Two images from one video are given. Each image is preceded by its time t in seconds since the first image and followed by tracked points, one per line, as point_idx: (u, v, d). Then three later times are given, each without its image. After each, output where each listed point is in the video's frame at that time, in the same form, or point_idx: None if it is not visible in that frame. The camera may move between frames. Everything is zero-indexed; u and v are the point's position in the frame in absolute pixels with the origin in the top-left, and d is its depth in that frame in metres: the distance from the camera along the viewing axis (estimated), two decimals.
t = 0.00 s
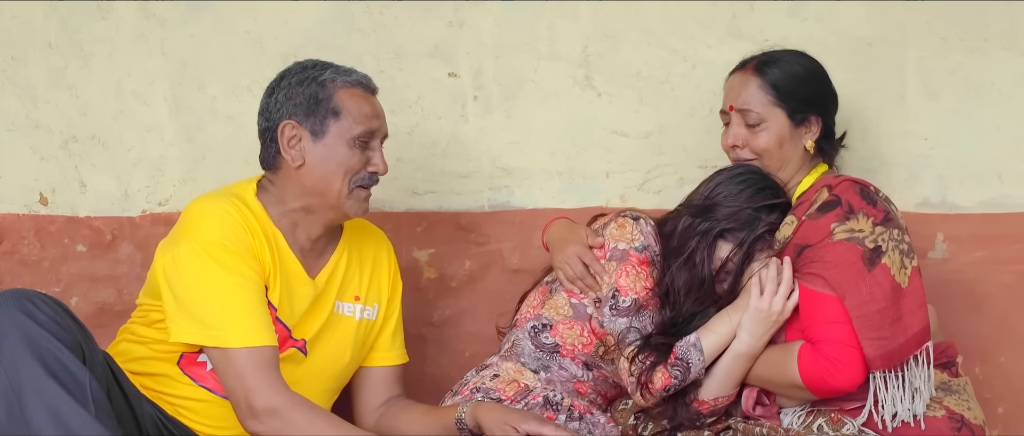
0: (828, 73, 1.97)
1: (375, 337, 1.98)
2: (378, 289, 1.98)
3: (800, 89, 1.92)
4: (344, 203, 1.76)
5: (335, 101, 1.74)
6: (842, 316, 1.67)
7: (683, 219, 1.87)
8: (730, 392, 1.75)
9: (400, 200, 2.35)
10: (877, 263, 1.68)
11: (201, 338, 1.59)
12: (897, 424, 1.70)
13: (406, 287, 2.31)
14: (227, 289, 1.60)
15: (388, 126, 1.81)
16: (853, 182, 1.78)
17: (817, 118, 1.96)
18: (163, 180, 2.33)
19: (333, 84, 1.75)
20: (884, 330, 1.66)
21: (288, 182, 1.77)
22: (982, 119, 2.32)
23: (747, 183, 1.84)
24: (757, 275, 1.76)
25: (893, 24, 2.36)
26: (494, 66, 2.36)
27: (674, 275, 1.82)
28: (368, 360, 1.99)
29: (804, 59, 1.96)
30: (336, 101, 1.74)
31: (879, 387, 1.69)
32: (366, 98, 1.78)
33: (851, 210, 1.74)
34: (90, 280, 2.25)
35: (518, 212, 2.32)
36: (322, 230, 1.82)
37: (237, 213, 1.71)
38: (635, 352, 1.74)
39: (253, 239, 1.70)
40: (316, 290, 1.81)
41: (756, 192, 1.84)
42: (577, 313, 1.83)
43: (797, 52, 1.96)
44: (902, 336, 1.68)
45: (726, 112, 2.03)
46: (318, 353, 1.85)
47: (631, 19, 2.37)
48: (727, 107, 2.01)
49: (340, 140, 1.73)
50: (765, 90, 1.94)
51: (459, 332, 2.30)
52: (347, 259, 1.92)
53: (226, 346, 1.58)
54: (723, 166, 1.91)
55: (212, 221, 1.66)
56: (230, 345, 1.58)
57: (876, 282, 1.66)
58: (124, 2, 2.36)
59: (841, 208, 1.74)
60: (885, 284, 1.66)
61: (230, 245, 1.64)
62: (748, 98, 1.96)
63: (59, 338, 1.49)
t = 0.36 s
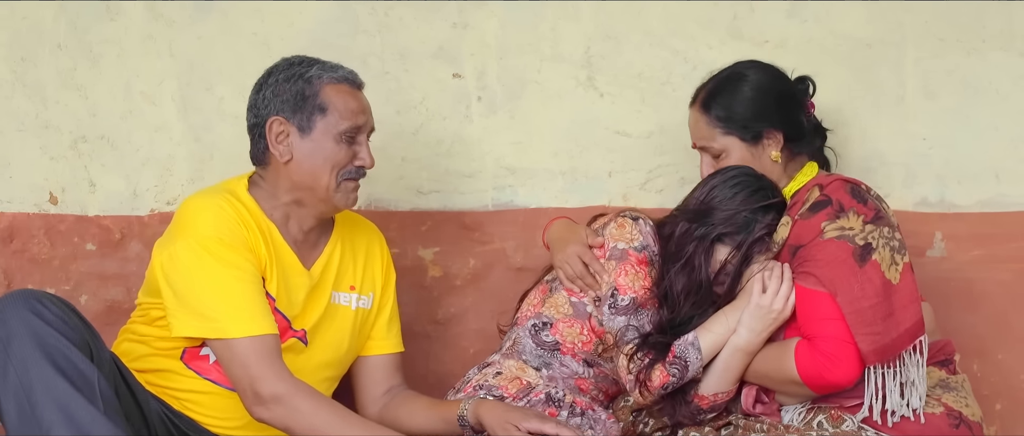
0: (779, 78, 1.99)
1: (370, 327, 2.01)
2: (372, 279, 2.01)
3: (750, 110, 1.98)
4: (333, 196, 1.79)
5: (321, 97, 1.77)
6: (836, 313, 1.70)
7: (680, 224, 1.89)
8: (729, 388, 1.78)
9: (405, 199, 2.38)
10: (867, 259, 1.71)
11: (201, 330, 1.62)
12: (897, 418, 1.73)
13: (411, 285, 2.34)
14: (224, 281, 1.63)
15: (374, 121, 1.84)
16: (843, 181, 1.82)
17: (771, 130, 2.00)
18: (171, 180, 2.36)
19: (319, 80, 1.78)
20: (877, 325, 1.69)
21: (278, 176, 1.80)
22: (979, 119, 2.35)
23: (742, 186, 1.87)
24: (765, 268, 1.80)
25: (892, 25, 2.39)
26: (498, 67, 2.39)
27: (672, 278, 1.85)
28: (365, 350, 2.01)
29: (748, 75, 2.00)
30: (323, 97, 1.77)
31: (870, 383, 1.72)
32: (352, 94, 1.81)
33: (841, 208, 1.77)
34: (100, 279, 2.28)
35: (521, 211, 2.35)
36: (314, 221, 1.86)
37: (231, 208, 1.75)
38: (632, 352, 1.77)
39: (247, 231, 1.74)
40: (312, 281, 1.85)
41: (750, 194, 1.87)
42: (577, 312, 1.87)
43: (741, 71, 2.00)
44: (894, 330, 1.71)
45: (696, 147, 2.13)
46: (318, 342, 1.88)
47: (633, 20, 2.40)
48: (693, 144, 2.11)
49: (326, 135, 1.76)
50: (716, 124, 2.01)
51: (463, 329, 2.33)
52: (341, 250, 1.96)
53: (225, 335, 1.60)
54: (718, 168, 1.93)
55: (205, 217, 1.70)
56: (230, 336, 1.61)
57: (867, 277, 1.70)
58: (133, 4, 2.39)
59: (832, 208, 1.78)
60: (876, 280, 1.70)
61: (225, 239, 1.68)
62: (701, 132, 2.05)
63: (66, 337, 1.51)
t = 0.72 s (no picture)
0: (751, 78, 2.03)
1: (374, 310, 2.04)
2: (373, 261, 2.05)
3: (733, 115, 2.01)
4: (328, 177, 1.82)
5: (315, 78, 1.80)
6: (835, 304, 1.73)
7: (682, 221, 1.91)
8: (733, 381, 1.81)
9: (411, 194, 2.40)
10: (863, 250, 1.73)
11: (208, 300, 1.63)
12: (898, 408, 1.76)
13: (417, 279, 2.36)
14: (228, 250, 1.66)
15: (368, 102, 1.87)
16: (838, 175, 1.84)
17: (761, 127, 2.03)
18: (181, 175, 2.39)
19: (314, 62, 1.81)
20: (874, 315, 1.71)
21: (275, 158, 1.84)
22: (979, 115, 2.37)
23: (745, 185, 1.90)
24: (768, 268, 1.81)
25: (894, 22, 2.41)
26: (503, 64, 2.42)
27: (674, 275, 1.88)
28: (371, 333, 2.05)
29: (720, 84, 2.04)
30: (317, 79, 1.81)
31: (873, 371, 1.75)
32: (346, 76, 1.84)
33: (836, 202, 1.80)
34: (110, 273, 2.31)
35: (526, 205, 2.37)
36: (313, 202, 1.89)
37: (232, 185, 1.79)
38: (635, 348, 1.80)
39: (249, 204, 1.78)
40: (315, 258, 1.88)
41: (752, 194, 1.89)
42: (583, 305, 1.89)
43: (712, 82, 2.05)
44: (892, 320, 1.73)
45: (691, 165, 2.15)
46: (323, 321, 1.90)
47: (637, 17, 2.42)
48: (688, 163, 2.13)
49: (320, 115, 1.80)
50: (705, 137, 2.04)
51: (469, 322, 2.36)
52: (342, 230, 1.99)
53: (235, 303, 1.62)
54: (721, 167, 1.96)
55: (207, 192, 1.74)
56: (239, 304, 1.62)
57: (863, 269, 1.72)
58: (142, 1, 2.42)
59: (826, 202, 1.80)
60: (872, 271, 1.72)
61: (228, 212, 1.72)
62: (693, 147, 2.07)
63: (76, 330, 1.53)
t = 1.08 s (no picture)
0: (748, 79, 2.06)
1: (380, 315, 2.07)
2: (381, 266, 2.08)
3: (731, 115, 2.03)
4: (336, 181, 1.85)
5: (325, 84, 1.83)
6: (830, 305, 1.75)
7: (678, 224, 1.94)
8: (729, 382, 1.83)
9: (414, 195, 2.43)
10: (856, 251, 1.76)
11: (213, 304, 1.66)
12: (894, 407, 1.78)
13: (419, 280, 2.39)
14: (233, 257, 1.67)
15: (376, 108, 1.90)
16: (830, 177, 1.88)
17: (758, 128, 2.05)
18: (185, 177, 2.42)
19: (322, 68, 1.84)
20: (869, 315, 1.73)
21: (284, 163, 1.86)
22: (977, 117, 2.40)
23: (739, 188, 1.92)
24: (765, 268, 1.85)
25: (892, 25, 2.44)
26: (505, 66, 2.44)
27: (670, 277, 1.91)
28: (375, 338, 2.07)
29: (718, 85, 2.07)
30: (326, 85, 1.83)
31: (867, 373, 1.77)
32: (354, 81, 1.87)
33: (828, 203, 1.82)
34: (116, 273, 2.34)
35: (528, 207, 2.40)
36: (321, 207, 1.93)
37: (238, 189, 1.82)
38: (632, 348, 1.82)
39: (256, 209, 1.81)
40: (321, 263, 1.91)
41: (747, 197, 1.92)
42: (582, 306, 1.91)
43: (709, 84, 2.07)
44: (885, 320, 1.76)
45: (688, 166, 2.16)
46: (329, 325, 1.93)
47: (638, 20, 2.45)
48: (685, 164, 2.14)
49: (329, 120, 1.82)
50: (704, 137, 2.06)
51: (471, 323, 2.38)
52: (350, 236, 2.02)
53: (237, 308, 1.64)
54: (718, 169, 1.99)
55: (215, 198, 1.77)
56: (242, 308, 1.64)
57: (856, 269, 1.74)
58: (148, 4, 2.44)
59: (819, 204, 1.83)
60: (865, 271, 1.74)
61: (235, 218, 1.74)
62: (692, 148, 2.09)
63: (89, 328, 1.56)
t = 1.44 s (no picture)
0: (754, 79, 2.09)
1: (384, 317, 2.08)
2: (385, 269, 2.09)
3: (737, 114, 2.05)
4: (341, 185, 1.86)
5: (332, 88, 1.84)
6: (834, 305, 1.76)
7: (681, 226, 1.95)
8: (731, 380, 1.85)
9: (415, 196, 2.44)
10: (860, 252, 1.77)
11: (218, 307, 1.67)
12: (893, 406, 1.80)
13: (421, 280, 2.40)
14: (239, 260, 1.69)
15: (384, 112, 1.91)
16: (834, 177, 1.88)
17: (762, 128, 2.07)
18: (188, 177, 2.43)
19: (330, 73, 1.86)
20: (872, 315, 1.75)
21: (292, 166, 1.88)
22: (974, 119, 2.41)
23: (741, 190, 1.93)
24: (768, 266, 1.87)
25: (890, 26, 2.45)
26: (506, 68, 2.46)
27: (675, 279, 1.91)
28: (379, 340, 2.09)
29: (724, 84, 2.09)
30: (333, 89, 1.85)
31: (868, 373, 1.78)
32: (362, 86, 1.88)
33: (833, 203, 1.83)
34: (118, 273, 2.35)
35: (528, 207, 2.41)
36: (327, 210, 1.94)
37: (245, 191, 1.83)
38: (637, 347, 1.83)
39: (262, 212, 1.82)
40: (327, 265, 1.92)
41: (750, 199, 1.93)
42: (584, 306, 1.93)
43: (716, 82, 2.09)
44: (888, 320, 1.77)
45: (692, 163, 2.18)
46: (333, 328, 1.95)
47: (637, 22, 2.46)
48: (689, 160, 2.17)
49: (336, 125, 1.84)
50: (709, 135, 2.08)
51: (472, 322, 2.39)
52: (356, 239, 2.03)
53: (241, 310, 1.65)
54: (719, 172, 2.01)
55: (223, 200, 1.78)
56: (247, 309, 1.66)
57: (860, 270, 1.76)
58: (151, 6, 2.46)
59: (823, 203, 1.84)
60: (869, 272, 1.76)
61: (242, 221, 1.76)
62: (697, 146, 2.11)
63: (94, 327, 1.58)
